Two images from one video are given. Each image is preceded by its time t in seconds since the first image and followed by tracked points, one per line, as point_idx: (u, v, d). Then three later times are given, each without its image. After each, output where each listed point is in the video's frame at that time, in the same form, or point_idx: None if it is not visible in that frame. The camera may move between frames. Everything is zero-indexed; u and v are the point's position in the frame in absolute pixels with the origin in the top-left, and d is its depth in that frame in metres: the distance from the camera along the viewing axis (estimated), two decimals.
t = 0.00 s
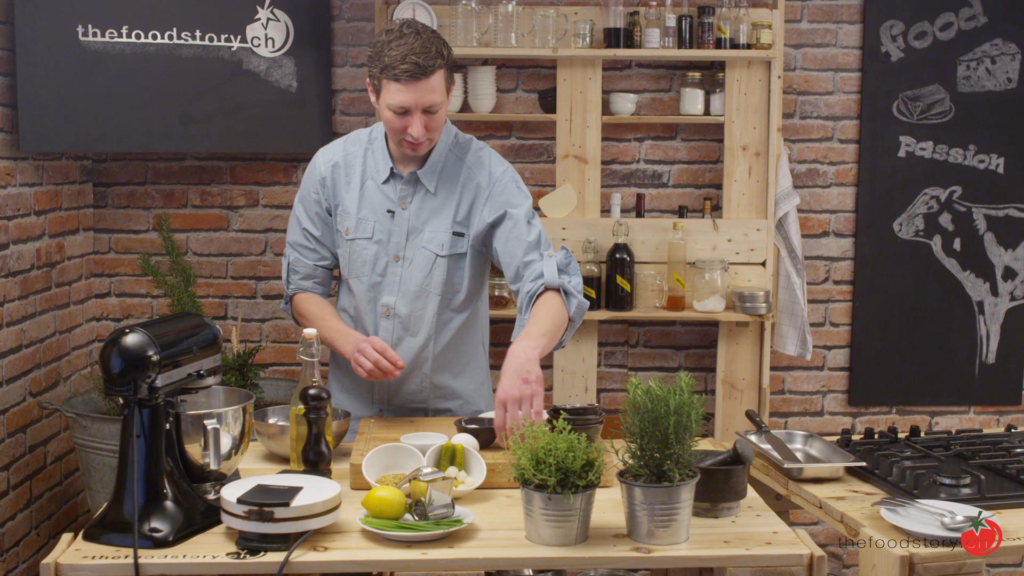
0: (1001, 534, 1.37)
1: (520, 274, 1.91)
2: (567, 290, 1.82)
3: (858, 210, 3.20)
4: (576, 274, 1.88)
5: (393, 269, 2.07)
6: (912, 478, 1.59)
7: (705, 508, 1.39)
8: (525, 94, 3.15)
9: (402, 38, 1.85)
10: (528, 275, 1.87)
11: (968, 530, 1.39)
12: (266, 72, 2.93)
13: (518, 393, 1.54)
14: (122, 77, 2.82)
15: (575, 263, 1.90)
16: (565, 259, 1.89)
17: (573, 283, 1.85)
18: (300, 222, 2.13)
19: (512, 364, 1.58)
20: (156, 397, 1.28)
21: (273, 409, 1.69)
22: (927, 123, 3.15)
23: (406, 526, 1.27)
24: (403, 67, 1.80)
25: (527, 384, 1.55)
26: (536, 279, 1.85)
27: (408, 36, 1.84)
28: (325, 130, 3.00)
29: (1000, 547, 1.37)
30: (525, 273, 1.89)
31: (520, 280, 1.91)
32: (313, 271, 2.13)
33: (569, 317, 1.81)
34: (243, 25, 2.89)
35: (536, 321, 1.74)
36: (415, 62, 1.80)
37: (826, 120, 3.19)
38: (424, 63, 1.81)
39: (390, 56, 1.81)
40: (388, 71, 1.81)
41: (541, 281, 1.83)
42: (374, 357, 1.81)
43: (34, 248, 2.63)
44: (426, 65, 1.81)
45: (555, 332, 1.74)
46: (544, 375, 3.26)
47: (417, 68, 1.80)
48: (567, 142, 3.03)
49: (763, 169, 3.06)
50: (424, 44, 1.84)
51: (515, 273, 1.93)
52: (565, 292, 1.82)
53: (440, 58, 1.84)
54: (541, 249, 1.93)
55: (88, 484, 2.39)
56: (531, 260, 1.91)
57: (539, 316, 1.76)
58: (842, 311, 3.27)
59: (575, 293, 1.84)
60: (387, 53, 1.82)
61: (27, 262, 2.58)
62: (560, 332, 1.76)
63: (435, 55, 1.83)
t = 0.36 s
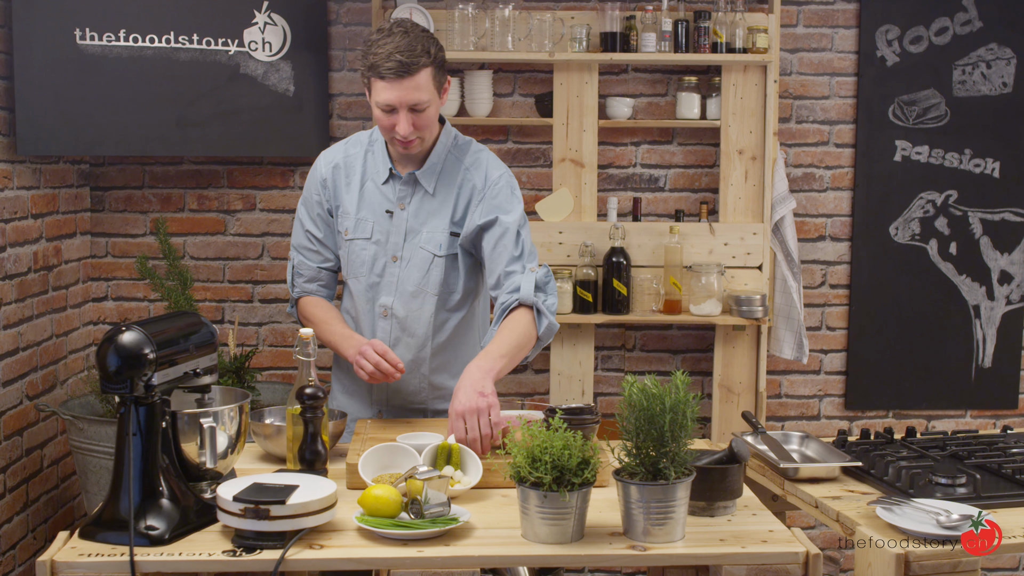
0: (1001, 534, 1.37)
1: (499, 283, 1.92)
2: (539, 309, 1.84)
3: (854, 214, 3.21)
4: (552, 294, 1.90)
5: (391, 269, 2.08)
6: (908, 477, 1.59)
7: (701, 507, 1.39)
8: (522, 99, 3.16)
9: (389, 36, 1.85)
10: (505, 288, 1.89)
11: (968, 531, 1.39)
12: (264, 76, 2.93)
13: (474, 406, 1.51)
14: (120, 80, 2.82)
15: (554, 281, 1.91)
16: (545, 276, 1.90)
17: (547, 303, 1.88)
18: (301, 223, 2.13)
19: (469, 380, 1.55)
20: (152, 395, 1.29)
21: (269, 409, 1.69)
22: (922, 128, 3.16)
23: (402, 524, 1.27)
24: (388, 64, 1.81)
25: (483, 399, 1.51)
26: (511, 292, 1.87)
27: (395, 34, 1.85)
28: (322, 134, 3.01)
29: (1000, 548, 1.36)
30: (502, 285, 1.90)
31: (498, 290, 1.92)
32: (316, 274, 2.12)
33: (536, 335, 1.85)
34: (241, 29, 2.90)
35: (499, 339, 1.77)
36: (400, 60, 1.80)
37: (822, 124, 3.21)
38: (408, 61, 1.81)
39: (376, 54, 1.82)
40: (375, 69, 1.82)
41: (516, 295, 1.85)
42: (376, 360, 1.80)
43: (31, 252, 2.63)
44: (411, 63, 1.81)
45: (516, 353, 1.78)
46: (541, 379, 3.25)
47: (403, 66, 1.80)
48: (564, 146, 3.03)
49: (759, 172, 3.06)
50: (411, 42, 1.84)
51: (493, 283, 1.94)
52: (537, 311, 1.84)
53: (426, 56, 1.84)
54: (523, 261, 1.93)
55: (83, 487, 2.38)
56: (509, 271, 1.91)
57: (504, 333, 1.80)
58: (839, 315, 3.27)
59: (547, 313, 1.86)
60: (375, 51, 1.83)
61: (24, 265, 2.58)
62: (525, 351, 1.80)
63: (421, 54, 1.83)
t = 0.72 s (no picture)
0: (1001, 533, 1.36)
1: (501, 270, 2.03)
2: (539, 298, 1.94)
3: (855, 216, 3.21)
4: (555, 286, 2.00)
5: (388, 270, 2.09)
6: (909, 475, 1.59)
7: (702, 504, 1.40)
8: (523, 100, 3.16)
9: (361, 43, 1.87)
10: (511, 273, 1.99)
11: (968, 531, 1.38)
12: (265, 77, 2.93)
13: (443, 338, 1.62)
14: (121, 82, 2.83)
15: (559, 276, 2.01)
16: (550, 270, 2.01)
17: (549, 294, 1.98)
18: (296, 233, 2.16)
19: (445, 322, 1.69)
20: (152, 391, 1.29)
21: (269, 408, 1.69)
22: (923, 129, 3.16)
23: (402, 522, 1.28)
24: (356, 72, 1.82)
25: (454, 335, 1.64)
26: (515, 279, 1.98)
27: (365, 41, 1.86)
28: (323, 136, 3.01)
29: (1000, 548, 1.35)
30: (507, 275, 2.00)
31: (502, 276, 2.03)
32: (317, 284, 2.13)
33: (532, 322, 1.95)
34: (242, 30, 2.90)
35: (490, 305, 1.87)
36: (365, 67, 1.81)
37: (823, 126, 3.21)
38: (372, 69, 1.82)
39: (344, 62, 1.83)
40: (345, 76, 1.84)
41: (519, 282, 1.96)
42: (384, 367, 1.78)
43: (31, 252, 2.63)
44: (376, 69, 1.82)
45: (503, 321, 1.86)
46: (541, 381, 3.25)
47: (367, 74, 1.82)
48: (564, 147, 3.04)
49: (760, 173, 3.06)
50: (378, 49, 1.84)
51: (500, 275, 2.04)
52: (536, 300, 1.94)
53: (392, 63, 1.84)
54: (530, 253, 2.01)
55: (84, 488, 2.38)
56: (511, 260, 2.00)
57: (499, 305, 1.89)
58: (839, 317, 3.27)
59: (545, 304, 1.96)
60: (346, 58, 1.85)
61: (25, 265, 2.58)
62: (511, 326, 1.89)
63: (387, 60, 1.83)
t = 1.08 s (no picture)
0: (1001, 534, 1.35)
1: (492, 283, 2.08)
2: (522, 319, 2.02)
3: (854, 217, 3.21)
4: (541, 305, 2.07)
5: (393, 272, 2.09)
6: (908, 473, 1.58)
7: (701, 501, 1.40)
8: (522, 102, 3.16)
9: (373, 44, 1.87)
10: (497, 287, 2.05)
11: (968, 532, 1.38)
12: (265, 78, 2.94)
13: (433, 375, 1.77)
14: (120, 83, 2.83)
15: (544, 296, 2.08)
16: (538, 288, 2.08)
17: (533, 314, 2.05)
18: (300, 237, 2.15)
19: (435, 354, 1.83)
20: (150, 387, 1.29)
21: (269, 406, 1.68)
22: (922, 131, 3.16)
23: (400, 518, 1.28)
24: (370, 73, 1.82)
25: (444, 373, 1.79)
26: (503, 294, 2.03)
27: (377, 42, 1.86)
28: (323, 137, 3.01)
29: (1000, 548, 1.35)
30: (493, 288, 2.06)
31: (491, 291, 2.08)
32: (321, 289, 2.13)
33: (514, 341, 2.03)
34: (241, 31, 2.91)
35: (475, 328, 1.95)
36: (380, 69, 1.81)
37: (822, 127, 3.21)
38: (387, 70, 1.82)
39: (358, 63, 1.83)
40: (357, 78, 1.84)
41: (505, 300, 2.02)
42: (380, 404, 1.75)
43: (31, 252, 2.63)
44: (390, 71, 1.82)
45: (486, 344, 1.95)
46: (541, 382, 3.24)
47: (382, 75, 1.82)
48: (563, 148, 3.04)
49: (759, 174, 3.06)
50: (391, 50, 1.85)
51: (490, 283, 2.09)
52: (520, 320, 2.02)
53: (406, 64, 1.85)
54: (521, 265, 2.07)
55: (82, 488, 2.38)
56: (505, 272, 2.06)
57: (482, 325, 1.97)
58: (839, 318, 3.27)
59: (527, 324, 2.03)
60: (358, 59, 1.85)
61: (24, 266, 2.58)
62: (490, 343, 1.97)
63: (401, 61, 1.84)
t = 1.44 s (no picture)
0: (1001, 533, 1.36)
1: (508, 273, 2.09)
2: (543, 306, 2.02)
3: (855, 214, 3.21)
4: (561, 295, 2.07)
5: (406, 266, 2.10)
6: (909, 466, 1.58)
7: (701, 494, 1.40)
8: (523, 99, 3.16)
9: (390, 39, 1.88)
10: (519, 277, 2.05)
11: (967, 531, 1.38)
12: (265, 75, 2.94)
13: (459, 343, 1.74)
14: (121, 79, 2.83)
15: (565, 284, 2.09)
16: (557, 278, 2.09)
17: (554, 302, 2.05)
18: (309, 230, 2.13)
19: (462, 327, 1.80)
20: (150, 378, 1.30)
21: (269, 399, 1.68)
22: (923, 128, 3.16)
23: (399, 509, 1.28)
24: (386, 66, 1.83)
25: (471, 344, 1.76)
26: (524, 283, 2.03)
27: (393, 36, 1.87)
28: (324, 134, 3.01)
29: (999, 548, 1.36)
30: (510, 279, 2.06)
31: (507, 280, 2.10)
32: (327, 282, 2.10)
33: (535, 329, 2.02)
34: (242, 28, 2.91)
35: (500, 313, 1.94)
36: (397, 62, 1.83)
37: (823, 124, 3.21)
38: (404, 63, 1.83)
39: (373, 56, 1.84)
40: (374, 71, 1.85)
41: (526, 287, 2.02)
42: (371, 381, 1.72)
43: (31, 249, 2.63)
44: (408, 64, 1.83)
45: (512, 328, 1.94)
46: (541, 379, 3.24)
47: (400, 69, 1.83)
48: (564, 145, 3.03)
49: (760, 171, 3.06)
50: (408, 45, 1.86)
51: (506, 274, 2.10)
52: (540, 307, 2.02)
53: (423, 59, 1.86)
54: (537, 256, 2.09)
55: (82, 483, 2.38)
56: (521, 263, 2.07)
57: (505, 310, 1.97)
58: (839, 315, 3.27)
59: (549, 311, 2.03)
60: (375, 52, 1.86)
61: (24, 262, 2.58)
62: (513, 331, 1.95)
63: (419, 56, 1.85)
